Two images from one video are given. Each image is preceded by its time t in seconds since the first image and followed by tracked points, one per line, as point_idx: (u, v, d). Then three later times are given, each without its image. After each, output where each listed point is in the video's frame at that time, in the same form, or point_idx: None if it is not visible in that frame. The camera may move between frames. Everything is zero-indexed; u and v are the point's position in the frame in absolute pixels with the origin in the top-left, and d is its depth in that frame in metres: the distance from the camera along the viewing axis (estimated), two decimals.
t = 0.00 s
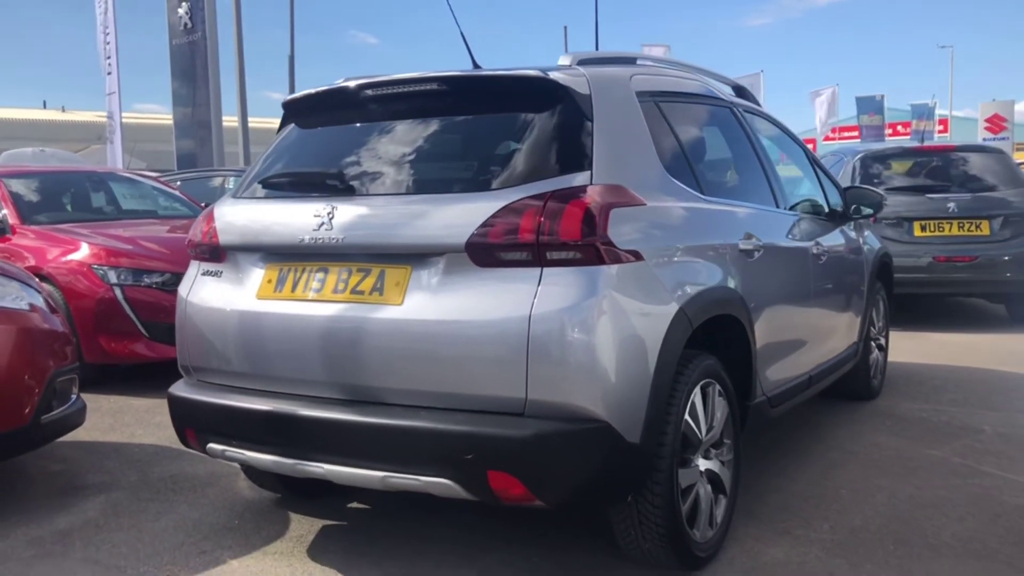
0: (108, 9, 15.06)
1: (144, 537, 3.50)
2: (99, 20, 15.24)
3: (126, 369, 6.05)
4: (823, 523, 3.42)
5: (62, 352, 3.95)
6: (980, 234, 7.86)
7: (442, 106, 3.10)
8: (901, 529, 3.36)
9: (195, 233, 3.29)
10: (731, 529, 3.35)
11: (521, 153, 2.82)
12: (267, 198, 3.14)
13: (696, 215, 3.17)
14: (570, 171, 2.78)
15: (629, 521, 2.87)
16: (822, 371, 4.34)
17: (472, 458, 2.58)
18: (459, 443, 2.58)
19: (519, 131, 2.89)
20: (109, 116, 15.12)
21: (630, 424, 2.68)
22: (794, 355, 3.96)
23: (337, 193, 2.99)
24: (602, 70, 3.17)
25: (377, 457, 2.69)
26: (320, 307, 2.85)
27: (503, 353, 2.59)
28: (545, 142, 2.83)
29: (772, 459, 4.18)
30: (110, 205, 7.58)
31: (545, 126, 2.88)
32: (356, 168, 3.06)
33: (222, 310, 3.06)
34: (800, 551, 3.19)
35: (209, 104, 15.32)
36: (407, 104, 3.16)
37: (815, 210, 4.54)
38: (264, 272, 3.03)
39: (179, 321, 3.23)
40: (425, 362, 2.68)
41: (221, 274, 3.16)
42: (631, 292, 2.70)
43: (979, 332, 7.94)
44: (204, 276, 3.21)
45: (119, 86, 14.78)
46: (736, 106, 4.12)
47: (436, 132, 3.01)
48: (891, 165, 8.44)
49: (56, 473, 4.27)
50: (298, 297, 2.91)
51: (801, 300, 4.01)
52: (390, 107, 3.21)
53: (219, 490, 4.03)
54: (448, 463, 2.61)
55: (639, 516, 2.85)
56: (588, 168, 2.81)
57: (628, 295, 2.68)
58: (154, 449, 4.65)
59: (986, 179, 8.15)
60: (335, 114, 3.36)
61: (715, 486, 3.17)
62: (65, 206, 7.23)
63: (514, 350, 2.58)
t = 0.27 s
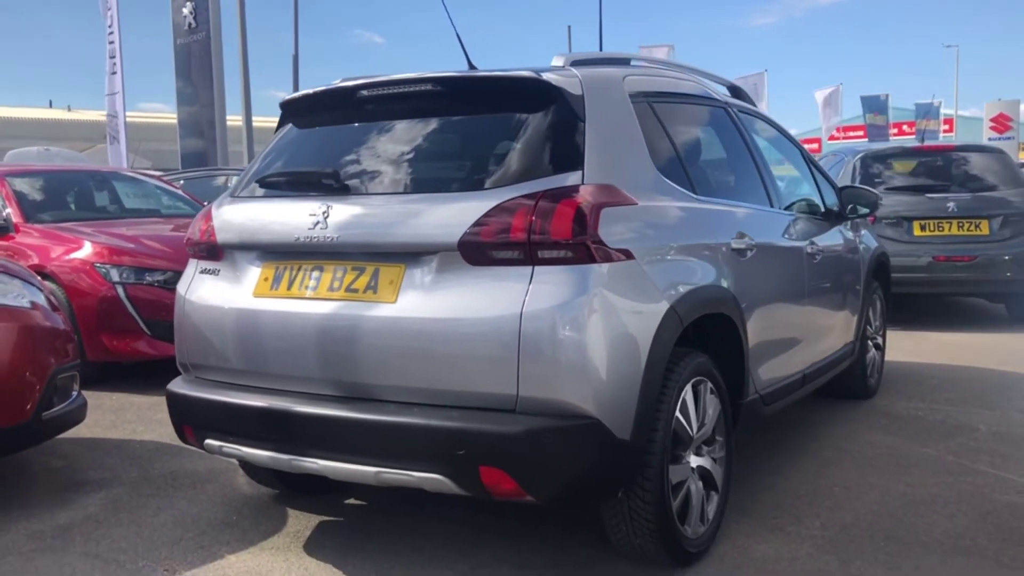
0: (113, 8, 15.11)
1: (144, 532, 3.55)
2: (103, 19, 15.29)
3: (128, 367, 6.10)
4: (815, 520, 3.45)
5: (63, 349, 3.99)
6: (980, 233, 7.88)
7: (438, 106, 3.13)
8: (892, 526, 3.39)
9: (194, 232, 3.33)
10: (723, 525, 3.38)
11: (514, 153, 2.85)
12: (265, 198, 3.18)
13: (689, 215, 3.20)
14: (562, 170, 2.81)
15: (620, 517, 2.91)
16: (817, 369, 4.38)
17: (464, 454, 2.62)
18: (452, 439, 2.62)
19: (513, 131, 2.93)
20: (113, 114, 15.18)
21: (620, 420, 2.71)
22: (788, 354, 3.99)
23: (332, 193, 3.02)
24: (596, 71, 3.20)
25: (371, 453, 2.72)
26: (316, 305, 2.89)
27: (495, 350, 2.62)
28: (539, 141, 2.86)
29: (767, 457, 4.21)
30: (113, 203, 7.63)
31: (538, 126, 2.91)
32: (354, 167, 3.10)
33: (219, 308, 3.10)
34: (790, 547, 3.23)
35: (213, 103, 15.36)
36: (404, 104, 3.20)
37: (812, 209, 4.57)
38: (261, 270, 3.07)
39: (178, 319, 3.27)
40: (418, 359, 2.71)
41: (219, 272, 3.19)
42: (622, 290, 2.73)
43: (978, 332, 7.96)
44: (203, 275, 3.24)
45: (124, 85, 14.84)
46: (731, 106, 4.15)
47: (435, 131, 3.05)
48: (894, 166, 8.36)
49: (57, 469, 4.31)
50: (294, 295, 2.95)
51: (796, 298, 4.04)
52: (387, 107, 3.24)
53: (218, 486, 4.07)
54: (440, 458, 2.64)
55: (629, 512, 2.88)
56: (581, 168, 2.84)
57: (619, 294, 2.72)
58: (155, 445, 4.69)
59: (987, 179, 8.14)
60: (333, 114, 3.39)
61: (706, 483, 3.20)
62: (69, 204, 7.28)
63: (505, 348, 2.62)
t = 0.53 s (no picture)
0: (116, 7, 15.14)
1: (142, 528, 3.57)
2: (106, 19, 15.33)
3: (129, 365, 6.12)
4: (810, 518, 3.46)
5: (63, 346, 4.02)
6: (980, 233, 7.88)
7: (435, 105, 3.15)
8: (887, 524, 3.41)
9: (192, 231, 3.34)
10: (718, 523, 3.40)
11: (510, 152, 2.86)
12: (263, 196, 3.20)
13: (684, 214, 3.22)
14: (557, 169, 2.83)
15: (614, 514, 2.92)
16: (814, 368, 4.39)
17: (459, 451, 2.63)
18: (447, 435, 2.64)
19: (508, 131, 2.94)
20: (116, 113, 15.21)
21: (614, 418, 2.73)
22: (784, 352, 4.00)
23: (329, 192, 3.04)
24: (592, 70, 3.21)
25: (367, 449, 2.74)
26: (313, 303, 2.91)
27: (489, 348, 2.64)
28: (535, 140, 2.88)
29: (764, 455, 4.23)
30: (115, 202, 7.65)
31: (533, 125, 2.92)
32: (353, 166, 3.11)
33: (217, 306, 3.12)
34: (785, 544, 3.24)
35: (215, 102, 15.39)
36: (402, 103, 3.21)
37: (810, 208, 4.58)
38: (259, 268, 3.09)
39: (176, 317, 3.28)
40: (414, 357, 2.73)
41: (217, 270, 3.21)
42: (616, 289, 2.75)
43: (978, 331, 7.96)
44: (201, 273, 3.26)
45: (127, 84, 14.87)
46: (729, 106, 4.16)
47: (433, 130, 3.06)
48: (894, 165, 8.36)
49: (58, 466, 4.34)
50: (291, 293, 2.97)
51: (793, 297, 4.06)
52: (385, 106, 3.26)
53: (217, 483, 4.09)
54: (435, 456, 2.66)
55: (624, 509, 2.90)
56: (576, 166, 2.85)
57: (613, 292, 2.73)
58: (155, 443, 4.72)
59: (987, 178, 8.14)
60: (331, 113, 3.41)
61: (701, 480, 3.22)
62: (71, 203, 7.30)
63: (499, 345, 2.63)
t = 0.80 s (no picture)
0: (118, 7, 15.16)
1: (144, 526, 3.58)
2: (109, 18, 15.35)
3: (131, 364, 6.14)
4: (810, 516, 3.47)
5: (64, 345, 4.03)
6: (982, 233, 7.88)
7: (435, 105, 3.16)
8: (887, 523, 3.41)
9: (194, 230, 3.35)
10: (718, 522, 3.40)
11: (510, 152, 2.87)
12: (264, 196, 3.21)
13: (684, 213, 3.22)
14: (558, 168, 2.83)
15: (614, 513, 2.93)
16: (814, 368, 4.39)
17: (458, 449, 2.64)
18: (447, 433, 2.64)
19: (508, 130, 2.95)
20: (118, 113, 15.24)
21: (614, 417, 2.74)
22: (784, 352, 4.01)
23: (329, 191, 3.05)
24: (592, 69, 3.22)
25: (368, 447, 2.75)
26: (313, 301, 2.91)
27: (489, 347, 2.65)
28: (535, 139, 2.89)
29: (764, 454, 4.23)
30: (117, 201, 7.66)
31: (534, 125, 2.93)
32: (353, 165, 3.12)
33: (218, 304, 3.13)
34: (784, 543, 3.25)
35: (217, 101, 15.40)
36: (403, 102, 3.22)
37: (811, 208, 4.58)
38: (260, 267, 3.10)
39: (178, 315, 3.29)
40: (415, 356, 2.73)
41: (218, 269, 3.22)
42: (616, 288, 2.75)
43: (980, 330, 7.96)
44: (202, 272, 3.27)
45: (129, 83, 14.89)
46: (729, 105, 4.16)
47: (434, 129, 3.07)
48: (896, 164, 8.34)
49: (60, 464, 4.35)
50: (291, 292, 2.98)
51: (793, 297, 4.06)
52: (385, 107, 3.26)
53: (218, 482, 4.10)
54: (435, 454, 2.67)
55: (623, 508, 2.90)
56: (577, 166, 2.86)
57: (613, 291, 2.74)
58: (156, 441, 4.73)
59: (989, 177, 8.14)
60: (331, 112, 3.42)
61: (701, 479, 3.22)
62: (73, 202, 7.32)
63: (499, 344, 2.64)
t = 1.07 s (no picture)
0: (120, 6, 15.17)
1: (145, 525, 3.58)
2: (111, 18, 15.35)
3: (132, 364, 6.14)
4: (810, 516, 3.47)
5: (66, 344, 4.03)
6: (983, 233, 7.88)
7: (435, 104, 3.16)
8: (887, 522, 3.41)
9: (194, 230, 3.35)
10: (718, 521, 3.40)
11: (510, 151, 2.87)
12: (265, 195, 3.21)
13: (685, 213, 3.23)
14: (558, 168, 2.83)
15: (614, 512, 2.93)
16: (815, 367, 4.39)
17: (459, 448, 2.64)
18: (447, 433, 2.65)
19: (509, 130, 2.95)
20: (120, 113, 15.25)
21: (614, 416, 2.74)
22: (784, 352, 4.01)
23: (330, 190, 3.05)
24: (592, 69, 3.22)
25: (369, 447, 2.75)
26: (314, 301, 2.92)
27: (489, 346, 2.65)
28: (536, 139, 2.89)
29: (765, 454, 4.24)
30: (119, 201, 7.67)
31: (534, 125, 2.93)
32: (354, 164, 3.13)
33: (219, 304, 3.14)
34: (785, 543, 3.25)
35: (218, 100, 15.40)
36: (404, 102, 3.22)
37: (812, 208, 4.58)
38: (261, 267, 3.10)
39: (179, 313, 3.29)
40: (415, 355, 2.74)
41: (219, 268, 3.23)
42: (616, 287, 2.75)
43: (981, 330, 7.96)
44: (203, 272, 3.27)
45: (131, 83, 14.89)
46: (730, 105, 4.16)
47: (434, 129, 3.08)
48: (897, 164, 8.34)
49: (61, 463, 4.36)
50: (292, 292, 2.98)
51: (794, 296, 4.06)
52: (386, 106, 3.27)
53: (219, 481, 4.11)
54: (435, 453, 2.67)
55: (624, 507, 2.91)
56: (578, 166, 2.86)
57: (613, 290, 2.74)
58: (157, 440, 4.73)
59: (991, 177, 8.13)
60: (332, 111, 3.42)
61: (701, 478, 3.22)
62: (75, 202, 7.32)
63: (499, 343, 2.64)
